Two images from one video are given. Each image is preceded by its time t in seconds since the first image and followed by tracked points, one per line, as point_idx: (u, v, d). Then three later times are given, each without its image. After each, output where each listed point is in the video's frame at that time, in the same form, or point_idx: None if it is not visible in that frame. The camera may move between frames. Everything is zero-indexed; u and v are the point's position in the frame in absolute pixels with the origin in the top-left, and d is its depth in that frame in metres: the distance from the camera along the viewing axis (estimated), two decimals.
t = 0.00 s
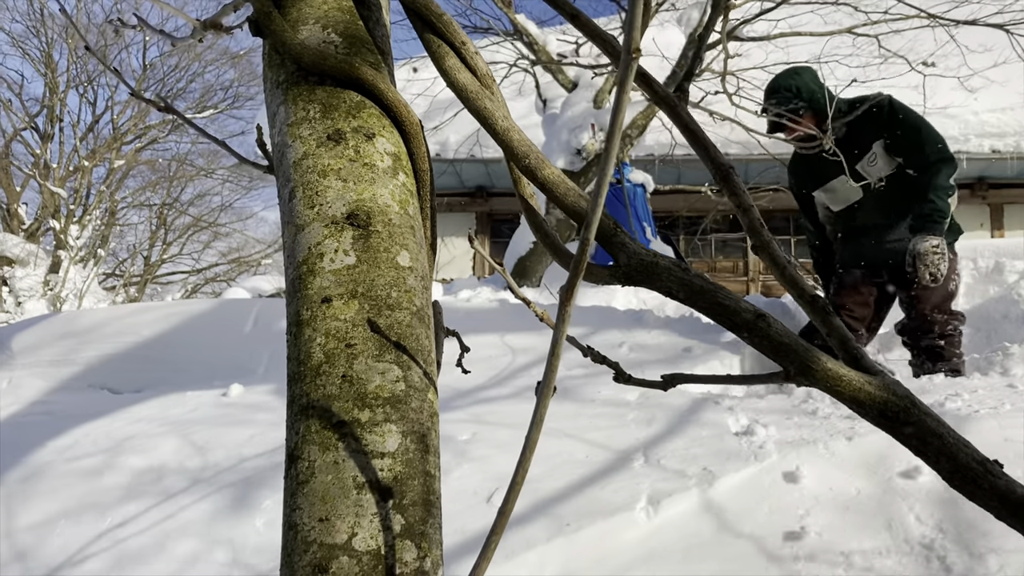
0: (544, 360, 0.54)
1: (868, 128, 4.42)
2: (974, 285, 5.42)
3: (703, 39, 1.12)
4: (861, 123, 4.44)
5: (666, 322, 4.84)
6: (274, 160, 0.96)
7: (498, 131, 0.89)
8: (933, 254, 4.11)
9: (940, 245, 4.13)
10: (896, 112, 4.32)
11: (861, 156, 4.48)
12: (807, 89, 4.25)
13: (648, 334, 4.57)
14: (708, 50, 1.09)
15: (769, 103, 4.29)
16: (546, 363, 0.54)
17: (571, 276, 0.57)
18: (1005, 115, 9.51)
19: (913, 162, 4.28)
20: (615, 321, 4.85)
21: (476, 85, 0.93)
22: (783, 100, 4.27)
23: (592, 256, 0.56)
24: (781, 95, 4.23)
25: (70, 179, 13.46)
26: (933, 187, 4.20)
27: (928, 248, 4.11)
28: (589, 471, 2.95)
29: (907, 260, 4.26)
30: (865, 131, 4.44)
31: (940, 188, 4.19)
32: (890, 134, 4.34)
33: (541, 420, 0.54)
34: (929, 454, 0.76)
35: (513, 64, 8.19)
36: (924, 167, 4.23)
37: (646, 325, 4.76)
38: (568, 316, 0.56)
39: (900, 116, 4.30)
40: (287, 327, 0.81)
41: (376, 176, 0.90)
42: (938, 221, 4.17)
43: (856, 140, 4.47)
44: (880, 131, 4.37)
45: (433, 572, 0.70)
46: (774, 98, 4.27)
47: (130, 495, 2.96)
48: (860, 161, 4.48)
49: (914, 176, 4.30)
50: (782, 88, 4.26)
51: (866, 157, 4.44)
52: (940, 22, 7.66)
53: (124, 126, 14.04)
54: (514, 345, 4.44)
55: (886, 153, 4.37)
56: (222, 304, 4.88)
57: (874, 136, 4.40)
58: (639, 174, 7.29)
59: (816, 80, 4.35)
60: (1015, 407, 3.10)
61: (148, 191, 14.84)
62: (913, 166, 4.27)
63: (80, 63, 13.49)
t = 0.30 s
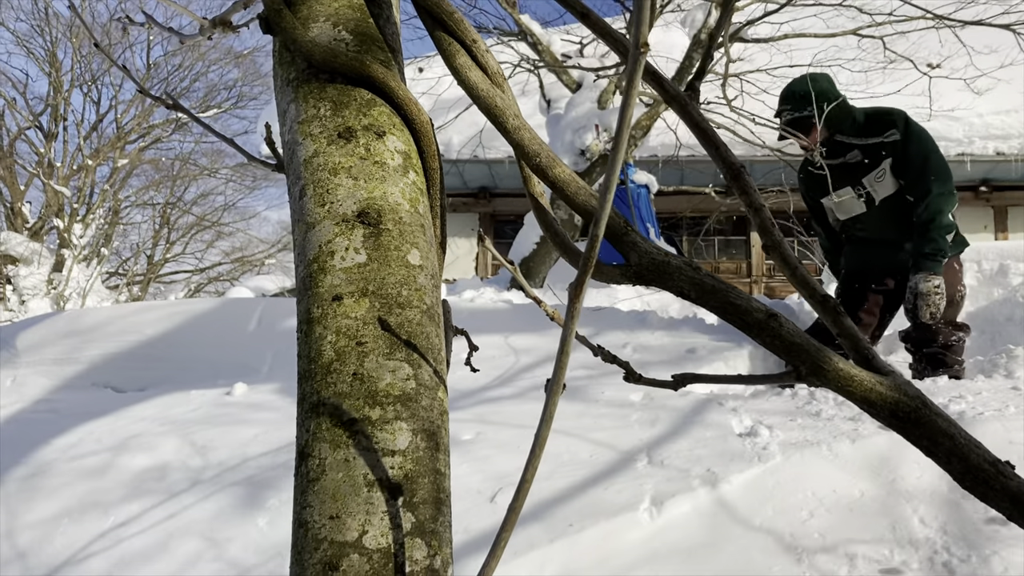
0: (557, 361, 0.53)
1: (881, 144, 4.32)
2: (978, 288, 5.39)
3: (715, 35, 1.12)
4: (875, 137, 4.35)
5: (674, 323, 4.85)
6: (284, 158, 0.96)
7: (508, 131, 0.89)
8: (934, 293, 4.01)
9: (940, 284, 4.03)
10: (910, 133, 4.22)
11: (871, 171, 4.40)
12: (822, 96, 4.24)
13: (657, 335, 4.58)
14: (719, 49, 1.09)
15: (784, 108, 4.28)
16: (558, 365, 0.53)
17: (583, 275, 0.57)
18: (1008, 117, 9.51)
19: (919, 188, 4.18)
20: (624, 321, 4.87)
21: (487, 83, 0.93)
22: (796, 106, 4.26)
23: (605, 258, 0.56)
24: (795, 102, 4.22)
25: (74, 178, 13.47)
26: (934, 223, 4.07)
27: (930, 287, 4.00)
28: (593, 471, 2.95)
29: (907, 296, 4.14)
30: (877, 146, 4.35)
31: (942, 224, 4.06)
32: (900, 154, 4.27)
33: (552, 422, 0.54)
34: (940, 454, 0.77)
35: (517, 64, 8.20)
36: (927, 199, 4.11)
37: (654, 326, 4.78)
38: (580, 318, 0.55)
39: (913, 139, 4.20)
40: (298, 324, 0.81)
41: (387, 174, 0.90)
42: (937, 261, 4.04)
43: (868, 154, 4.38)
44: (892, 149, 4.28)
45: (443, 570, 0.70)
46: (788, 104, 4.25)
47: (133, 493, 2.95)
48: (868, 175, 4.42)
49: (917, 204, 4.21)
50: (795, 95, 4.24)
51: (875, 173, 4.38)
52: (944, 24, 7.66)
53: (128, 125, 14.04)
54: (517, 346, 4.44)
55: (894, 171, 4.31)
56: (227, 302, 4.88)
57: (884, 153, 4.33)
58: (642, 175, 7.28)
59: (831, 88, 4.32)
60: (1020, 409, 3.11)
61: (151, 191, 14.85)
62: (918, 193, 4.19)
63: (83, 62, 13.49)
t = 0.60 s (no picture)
0: (552, 367, 0.54)
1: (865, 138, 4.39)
2: (978, 292, 5.42)
3: (712, 41, 1.12)
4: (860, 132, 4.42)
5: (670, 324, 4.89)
6: (284, 163, 0.97)
7: (506, 136, 0.89)
8: (922, 283, 4.15)
9: (930, 273, 4.17)
10: (894, 126, 4.30)
11: (857, 165, 4.46)
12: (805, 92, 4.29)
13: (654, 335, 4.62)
14: (715, 56, 1.10)
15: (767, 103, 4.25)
16: (554, 370, 0.54)
17: (579, 283, 0.58)
18: (1010, 120, 9.49)
19: (905, 179, 4.24)
20: (619, 321, 4.92)
21: (485, 90, 0.93)
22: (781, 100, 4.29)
23: (600, 263, 0.57)
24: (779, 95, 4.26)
25: (77, 178, 13.49)
26: (921, 211, 4.16)
27: (919, 278, 4.14)
28: (593, 473, 2.95)
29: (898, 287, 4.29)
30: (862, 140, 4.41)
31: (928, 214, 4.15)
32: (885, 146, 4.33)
33: (547, 425, 0.55)
34: (931, 461, 0.77)
35: (519, 66, 8.20)
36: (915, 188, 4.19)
37: (649, 325, 4.83)
38: (575, 323, 0.56)
39: (898, 131, 4.27)
40: (297, 328, 0.82)
41: (386, 179, 0.90)
42: (925, 248, 4.15)
43: (854, 149, 4.44)
44: (877, 142, 4.35)
45: (438, 573, 0.70)
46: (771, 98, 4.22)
47: (134, 494, 2.96)
48: (855, 170, 4.48)
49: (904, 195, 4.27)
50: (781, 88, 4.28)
51: (861, 167, 4.44)
52: (947, 27, 7.65)
53: (130, 125, 14.05)
54: (517, 348, 4.44)
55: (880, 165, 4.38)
56: (228, 303, 4.88)
57: (869, 146, 4.39)
58: (644, 177, 7.27)
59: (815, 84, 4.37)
60: (1020, 414, 3.11)
61: (154, 191, 14.86)
62: (905, 183, 4.25)
63: (86, 63, 13.50)
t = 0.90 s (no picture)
0: (558, 370, 0.54)
1: (861, 124, 4.42)
2: (981, 295, 5.26)
3: (716, 45, 1.12)
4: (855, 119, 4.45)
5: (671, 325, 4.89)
6: (291, 165, 0.97)
7: (511, 140, 0.89)
8: (924, 264, 4.16)
9: (931, 255, 4.19)
10: (888, 110, 4.30)
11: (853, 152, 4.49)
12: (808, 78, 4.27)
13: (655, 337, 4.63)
14: (719, 60, 1.10)
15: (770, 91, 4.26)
16: (560, 373, 0.54)
17: (585, 285, 0.58)
18: (1014, 123, 9.48)
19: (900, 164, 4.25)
20: (621, 322, 4.93)
21: (491, 94, 0.94)
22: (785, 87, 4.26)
23: (604, 266, 0.57)
24: (783, 82, 4.21)
25: (80, 179, 13.51)
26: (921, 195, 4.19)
27: (921, 258, 4.16)
28: (596, 475, 2.95)
29: (901, 268, 4.32)
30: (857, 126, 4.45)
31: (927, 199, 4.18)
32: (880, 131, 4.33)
33: (553, 427, 0.55)
34: (936, 463, 0.77)
35: (522, 67, 8.21)
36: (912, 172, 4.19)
37: (650, 326, 4.83)
38: (581, 326, 0.56)
39: (891, 115, 4.27)
40: (303, 330, 0.83)
41: (391, 182, 0.91)
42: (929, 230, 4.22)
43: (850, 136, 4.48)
44: (871, 127, 4.37)
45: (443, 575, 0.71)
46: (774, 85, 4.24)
47: (137, 493, 2.97)
48: (851, 157, 4.51)
49: (902, 179, 4.27)
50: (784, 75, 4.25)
51: (857, 152, 4.46)
52: (950, 30, 7.65)
53: (134, 125, 14.06)
54: (520, 349, 4.44)
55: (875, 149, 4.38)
56: (231, 303, 4.86)
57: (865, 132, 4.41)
58: (647, 179, 7.27)
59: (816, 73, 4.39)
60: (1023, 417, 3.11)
61: (157, 191, 14.86)
62: (902, 168, 4.25)
63: (89, 63, 13.50)
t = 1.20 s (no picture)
0: (563, 369, 0.54)
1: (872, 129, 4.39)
2: (986, 297, 5.28)
3: (723, 43, 1.12)
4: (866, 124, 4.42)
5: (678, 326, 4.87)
6: (296, 165, 0.97)
7: (518, 137, 0.89)
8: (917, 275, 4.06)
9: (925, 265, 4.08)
10: (901, 118, 4.27)
11: (863, 156, 4.45)
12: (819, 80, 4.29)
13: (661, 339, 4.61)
14: (727, 57, 1.10)
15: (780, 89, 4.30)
16: (564, 373, 0.54)
17: (589, 285, 0.58)
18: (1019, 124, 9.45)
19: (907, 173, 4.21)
20: (625, 322, 4.91)
21: (497, 92, 0.94)
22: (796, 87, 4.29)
23: (611, 266, 0.57)
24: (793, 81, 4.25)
25: (85, 179, 13.54)
26: (923, 206, 4.11)
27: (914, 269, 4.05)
28: (599, 476, 2.95)
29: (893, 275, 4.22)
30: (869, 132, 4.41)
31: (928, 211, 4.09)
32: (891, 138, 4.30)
33: (559, 426, 0.54)
34: (945, 463, 0.77)
35: (526, 68, 8.21)
36: (917, 182, 4.14)
37: (656, 327, 4.82)
38: (586, 325, 0.56)
39: (903, 123, 4.25)
40: (308, 330, 0.82)
41: (396, 181, 0.91)
42: (924, 242, 4.07)
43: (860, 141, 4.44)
44: (882, 133, 4.33)
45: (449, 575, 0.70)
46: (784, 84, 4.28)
47: (140, 493, 2.97)
48: (860, 161, 4.47)
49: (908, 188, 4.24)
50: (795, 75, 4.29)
51: (866, 158, 4.43)
52: (955, 31, 7.64)
53: (138, 125, 14.09)
54: (524, 349, 4.44)
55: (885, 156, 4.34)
56: (234, 303, 4.79)
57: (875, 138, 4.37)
58: (652, 179, 7.29)
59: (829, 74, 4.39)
60: None
61: (161, 191, 14.88)
62: (909, 177, 4.21)
63: (94, 63, 13.52)
